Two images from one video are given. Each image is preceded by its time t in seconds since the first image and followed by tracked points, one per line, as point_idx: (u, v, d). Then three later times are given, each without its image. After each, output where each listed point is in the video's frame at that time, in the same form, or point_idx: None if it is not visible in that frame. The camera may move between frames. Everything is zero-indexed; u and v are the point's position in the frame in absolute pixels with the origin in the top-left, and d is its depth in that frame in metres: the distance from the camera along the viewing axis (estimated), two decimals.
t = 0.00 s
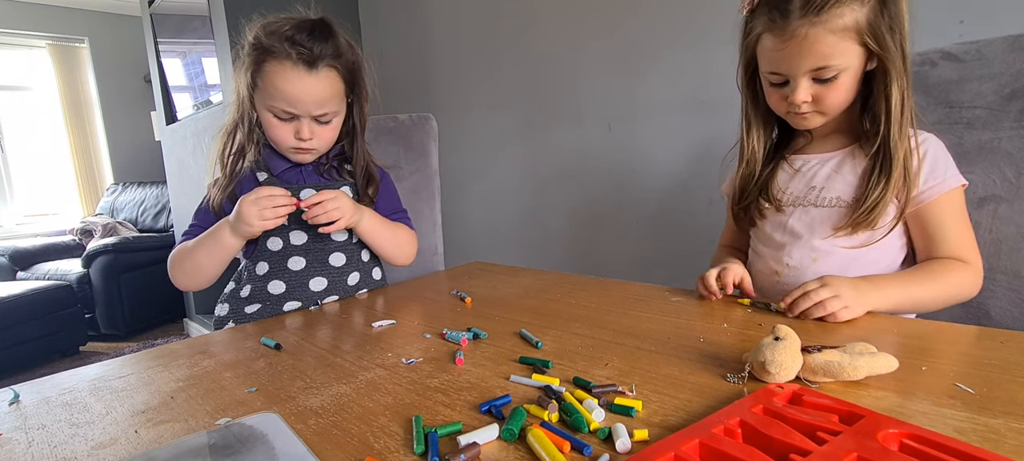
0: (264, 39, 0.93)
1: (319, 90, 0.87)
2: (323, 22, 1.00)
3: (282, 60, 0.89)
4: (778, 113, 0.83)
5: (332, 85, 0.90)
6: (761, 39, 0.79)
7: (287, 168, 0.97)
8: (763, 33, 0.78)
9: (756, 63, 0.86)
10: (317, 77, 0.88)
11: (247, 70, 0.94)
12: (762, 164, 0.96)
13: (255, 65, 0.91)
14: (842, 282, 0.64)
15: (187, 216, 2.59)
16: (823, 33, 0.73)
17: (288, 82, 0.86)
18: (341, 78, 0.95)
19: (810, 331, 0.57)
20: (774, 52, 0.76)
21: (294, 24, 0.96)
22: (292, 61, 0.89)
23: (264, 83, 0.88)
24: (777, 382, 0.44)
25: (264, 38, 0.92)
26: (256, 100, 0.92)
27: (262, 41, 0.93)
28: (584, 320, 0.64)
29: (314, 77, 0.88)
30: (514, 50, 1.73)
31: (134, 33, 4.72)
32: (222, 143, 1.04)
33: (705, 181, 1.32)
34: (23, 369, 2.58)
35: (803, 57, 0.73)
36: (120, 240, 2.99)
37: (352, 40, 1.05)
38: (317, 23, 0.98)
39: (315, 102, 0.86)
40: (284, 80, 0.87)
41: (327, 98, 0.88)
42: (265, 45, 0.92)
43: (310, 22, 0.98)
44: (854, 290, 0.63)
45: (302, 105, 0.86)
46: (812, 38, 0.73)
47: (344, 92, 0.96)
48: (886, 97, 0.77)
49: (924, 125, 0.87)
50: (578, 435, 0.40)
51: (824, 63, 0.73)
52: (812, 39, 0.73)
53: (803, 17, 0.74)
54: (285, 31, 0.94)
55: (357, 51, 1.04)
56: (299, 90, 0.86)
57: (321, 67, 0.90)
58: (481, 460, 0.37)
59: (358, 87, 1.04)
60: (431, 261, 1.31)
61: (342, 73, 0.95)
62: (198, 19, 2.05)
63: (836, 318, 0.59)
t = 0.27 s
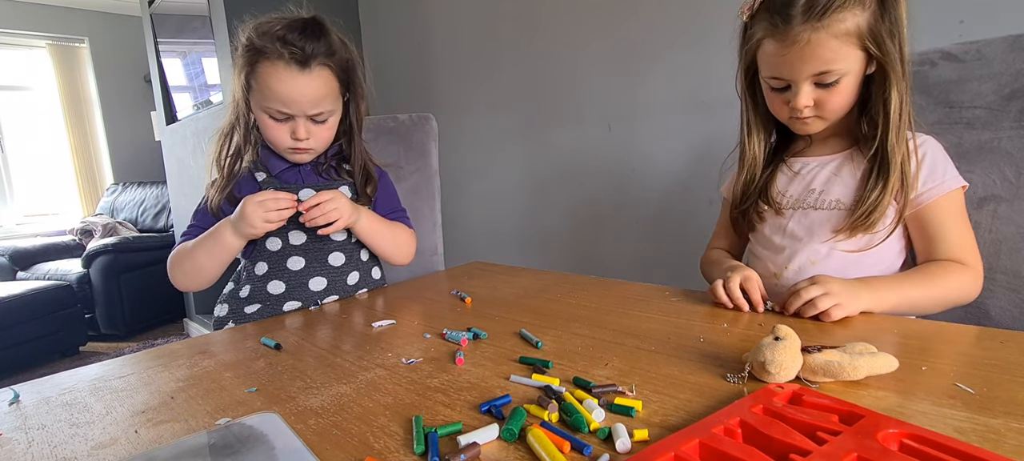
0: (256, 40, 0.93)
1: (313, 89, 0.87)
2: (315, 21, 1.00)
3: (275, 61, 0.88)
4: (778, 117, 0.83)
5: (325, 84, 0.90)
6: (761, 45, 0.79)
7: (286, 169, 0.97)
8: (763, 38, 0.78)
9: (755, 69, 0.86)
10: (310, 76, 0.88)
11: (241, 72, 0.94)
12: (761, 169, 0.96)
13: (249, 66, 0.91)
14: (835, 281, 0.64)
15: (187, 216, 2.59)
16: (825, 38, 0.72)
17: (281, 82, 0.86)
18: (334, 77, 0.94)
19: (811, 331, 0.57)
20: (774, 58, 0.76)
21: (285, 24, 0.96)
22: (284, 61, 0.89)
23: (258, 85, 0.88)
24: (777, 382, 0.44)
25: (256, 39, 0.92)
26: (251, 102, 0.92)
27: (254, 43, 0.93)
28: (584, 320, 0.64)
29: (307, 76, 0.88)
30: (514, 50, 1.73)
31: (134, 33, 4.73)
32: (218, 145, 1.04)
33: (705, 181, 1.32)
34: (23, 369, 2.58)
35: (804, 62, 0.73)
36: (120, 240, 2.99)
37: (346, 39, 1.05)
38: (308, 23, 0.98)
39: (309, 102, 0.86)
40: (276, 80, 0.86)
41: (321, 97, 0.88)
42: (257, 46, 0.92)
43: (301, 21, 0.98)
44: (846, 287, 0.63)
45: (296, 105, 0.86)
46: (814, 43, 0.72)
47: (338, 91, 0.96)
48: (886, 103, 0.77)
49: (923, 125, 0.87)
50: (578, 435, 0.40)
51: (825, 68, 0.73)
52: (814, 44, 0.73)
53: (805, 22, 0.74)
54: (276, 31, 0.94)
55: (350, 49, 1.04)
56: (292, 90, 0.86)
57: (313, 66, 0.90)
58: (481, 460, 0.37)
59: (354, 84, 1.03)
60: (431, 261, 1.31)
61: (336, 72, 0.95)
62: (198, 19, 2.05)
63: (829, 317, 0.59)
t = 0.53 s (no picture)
0: (253, 40, 0.93)
1: (311, 89, 0.87)
2: (312, 20, 1.00)
3: (273, 61, 0.88)
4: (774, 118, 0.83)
5: (323, 83, 0.90)
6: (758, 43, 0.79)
7: (285, 169, 0.97)
8: (760, 37, 0.78)
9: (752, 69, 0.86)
10: (308, 75, 0.88)
11: (239, 73, 0.94)
12: (757, 169, 0.96)
13: (247, 67, 0.91)
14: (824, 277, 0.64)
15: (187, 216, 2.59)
16: (819, 37, 0.73)
17: (279, 82, 0.86)
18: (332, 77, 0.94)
19: (810, 331, 0.57)
20: (770, 56, 0.76)
21: (283, 23, 0.96)
22: (282, 61, 0.88)
23: (257, 85, 0.88)
24: (777, 382, 0.44)
25: (254, 39, 0.92)
26: (250, 102, 0.92)
27: (252, 43, 0.93)
28: (584, 320, 0.64)
29: (305, 76, 0.88)
30: (514, 50, 1.73)
31: (134, 34, 4.73)
32: (216, 147, 1.04)
33: (705, 181, 1.32)
34: (23, 369, 2.58)
35: (799, 61, 0.73)
36: (120, 240, 2.99)
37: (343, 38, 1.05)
38: (305, 22, 0.98)
39: (307, 101, 0.86)
40: (274, 80, 0.86)
41: (320, 96, 0.88)
42: (255, 47, 0.92)
43: (298, 21, 0.98)
44: (832, 282, 0.64)
45: (295, 105, 0.86)
46: (808, 42, 0.73)
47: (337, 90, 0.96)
48: (881, 103, 0.77)
49: (923, 125, 0.87)
50: (578, 435, 0.40)
51: (820, 66, 0.73)
52: (808, 43, 0.73)
53: (799, 21, 0.74)
54: (274, 32, 0.94)
55: (347, 47, 1.04)
56: (291, 89, 0.86)
57: (311, 66, 0.90)
58: (481, 459, 0.37)
59: (352, 83, 1.03)
60: (431, 261, 1.31)
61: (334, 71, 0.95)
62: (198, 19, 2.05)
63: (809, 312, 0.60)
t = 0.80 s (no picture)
0: (255, 40, 0.93)
1: (313, 90, 0.87)
2: (314, 21, 1.00)
3: (275, 62, 0.88)
4: (770, 112, 0.82)
5: (325, 84, 0.90)
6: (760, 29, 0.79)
7: (285, 169, 0.97)
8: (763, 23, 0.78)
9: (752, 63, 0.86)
10: (310, 77, 0.88)
11: (240, 73, 0.94)
12: (752, 165, 0.96)
13: (248, 67, 0.91)
14: (824, 273, 0.64)
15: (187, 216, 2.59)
16: (819, 22, 0.73)
17: (281, 83, 0.86)
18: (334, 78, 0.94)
19: (810, 331, 0.57)
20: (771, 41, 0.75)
21: (285, 24, 0.96)
22: (284, 62, 0.88)
23: (258, 86, 0.88)
24: (777, 382, 0.44)
25: (256, 39, 0.92)
26: (251, 103, 0.92)
27: (254, 44, 0.93)
28: (584, 320, 0.64)
29: (307, 77, 0.88)
30: (514, 50, 1.73)
31: (134, 34, 4.73)
32: (216, 148, 1.04)
33: (705, 181, 1.32)
34: (23, 369, 2.58)
35: (798, 46, 0.73)
36: (120, 240, 2.99)
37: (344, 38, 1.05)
38: (307, 23, 0.98)
39: (309, 103, 0.86)
40: (277, 81, 0.86)
41: (322, 97, 0.88)
42: (257, 47, 0.92)
43: (299, 21, 0.98)
44: (832, 282, 0.64)
45: (297, 106, 0.86)
46: (809, 26, 0.73)
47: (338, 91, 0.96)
48: (877, 97, 0.77)
49: (923, 125, 0.87)
50: (578, 435, 0.40)
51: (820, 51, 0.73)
52: (808, 27, 0.73)
53: (802, 6, 0.74)
54: (276, 32, 0.94)
55: (348, 48, 1.04)
56: (293, 91, 0.86)
57: (314, 67, 0.90)
58: (481, 460, 0.37)
59: (353, 83, 1.03)
60: (431, 261, 1.31)
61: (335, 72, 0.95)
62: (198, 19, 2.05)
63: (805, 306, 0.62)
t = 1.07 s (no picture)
0: (254, 40, 0.93)
1: (313, 90, 0.87)
2: (313, 20, 1.00)
3: (274, 62, 0.88)
4: (770, 81, 0.81)
5: (325, 84, 0.90)
6: None
7: (284, 170, 0.97)
8: None
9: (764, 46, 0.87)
10: (309, 76, 0.88)
11: (239, 73, 0.94)
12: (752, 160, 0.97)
13: (247, 67, 0.91)
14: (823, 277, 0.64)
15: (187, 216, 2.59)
16: None
17: (280, 83, 0.86)
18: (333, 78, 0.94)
19: (810, 331, 0.57)
20: None
21: (285, 24, 0.96)
22: (284, 62, 0.88)
23: (258, 85, 0.88)
24: (777, 382, 0.44)
25: (256, 39, 0.91)
26: (250, 103, 0.92)
27: (253, 44, 0.93)
28: (584, 320, 0.64)
29: (306, 77, 0.88)
30: (514, 50, 1.73)
31: (134, 34, 4.73)
32: (215, 148, 1.04)
33: (705, 181, 1.32)
34: (23, 369, 2.58)
35: None
36: (120, 240, 2.99)
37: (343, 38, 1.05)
38: (307, 23, 0.98)
39: (309, 103, 0.86)
40: (276, 81, 0.86)
41: (321, 97, 0.88)
42: (256, 47, 0.92)
43: (299, 21, 0.98)
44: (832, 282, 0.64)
45: (297, 106, 0.86)
46: None
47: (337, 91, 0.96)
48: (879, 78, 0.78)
49: (923, 126, 0.88)
50: (578, 435, 0.40)
51: (831, 8, 0.74)
52: None
53: None
54: (275, 32, 0.94)
55: (348, 48, 1.04)
56: (292, 91, 0.86)
57: (314, 67, 0.90)
58: (481, 460, 0.37)
59: (352, 84, 1.03)
60: (431, 261, 1.31)
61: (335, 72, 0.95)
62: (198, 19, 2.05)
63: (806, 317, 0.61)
